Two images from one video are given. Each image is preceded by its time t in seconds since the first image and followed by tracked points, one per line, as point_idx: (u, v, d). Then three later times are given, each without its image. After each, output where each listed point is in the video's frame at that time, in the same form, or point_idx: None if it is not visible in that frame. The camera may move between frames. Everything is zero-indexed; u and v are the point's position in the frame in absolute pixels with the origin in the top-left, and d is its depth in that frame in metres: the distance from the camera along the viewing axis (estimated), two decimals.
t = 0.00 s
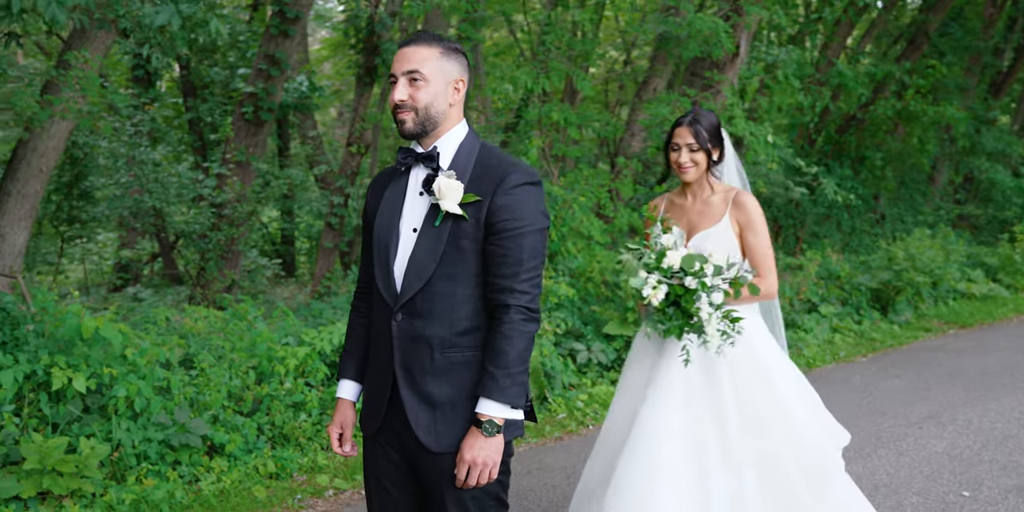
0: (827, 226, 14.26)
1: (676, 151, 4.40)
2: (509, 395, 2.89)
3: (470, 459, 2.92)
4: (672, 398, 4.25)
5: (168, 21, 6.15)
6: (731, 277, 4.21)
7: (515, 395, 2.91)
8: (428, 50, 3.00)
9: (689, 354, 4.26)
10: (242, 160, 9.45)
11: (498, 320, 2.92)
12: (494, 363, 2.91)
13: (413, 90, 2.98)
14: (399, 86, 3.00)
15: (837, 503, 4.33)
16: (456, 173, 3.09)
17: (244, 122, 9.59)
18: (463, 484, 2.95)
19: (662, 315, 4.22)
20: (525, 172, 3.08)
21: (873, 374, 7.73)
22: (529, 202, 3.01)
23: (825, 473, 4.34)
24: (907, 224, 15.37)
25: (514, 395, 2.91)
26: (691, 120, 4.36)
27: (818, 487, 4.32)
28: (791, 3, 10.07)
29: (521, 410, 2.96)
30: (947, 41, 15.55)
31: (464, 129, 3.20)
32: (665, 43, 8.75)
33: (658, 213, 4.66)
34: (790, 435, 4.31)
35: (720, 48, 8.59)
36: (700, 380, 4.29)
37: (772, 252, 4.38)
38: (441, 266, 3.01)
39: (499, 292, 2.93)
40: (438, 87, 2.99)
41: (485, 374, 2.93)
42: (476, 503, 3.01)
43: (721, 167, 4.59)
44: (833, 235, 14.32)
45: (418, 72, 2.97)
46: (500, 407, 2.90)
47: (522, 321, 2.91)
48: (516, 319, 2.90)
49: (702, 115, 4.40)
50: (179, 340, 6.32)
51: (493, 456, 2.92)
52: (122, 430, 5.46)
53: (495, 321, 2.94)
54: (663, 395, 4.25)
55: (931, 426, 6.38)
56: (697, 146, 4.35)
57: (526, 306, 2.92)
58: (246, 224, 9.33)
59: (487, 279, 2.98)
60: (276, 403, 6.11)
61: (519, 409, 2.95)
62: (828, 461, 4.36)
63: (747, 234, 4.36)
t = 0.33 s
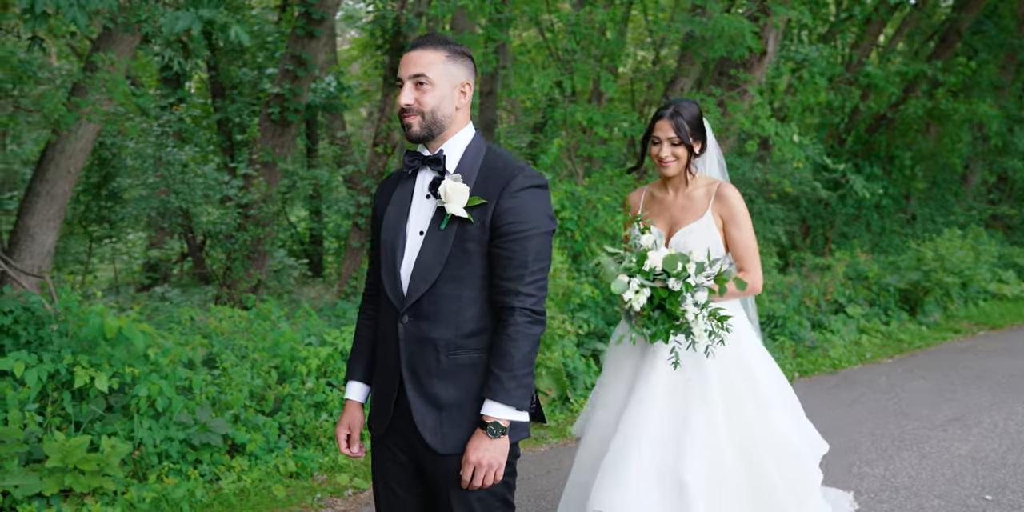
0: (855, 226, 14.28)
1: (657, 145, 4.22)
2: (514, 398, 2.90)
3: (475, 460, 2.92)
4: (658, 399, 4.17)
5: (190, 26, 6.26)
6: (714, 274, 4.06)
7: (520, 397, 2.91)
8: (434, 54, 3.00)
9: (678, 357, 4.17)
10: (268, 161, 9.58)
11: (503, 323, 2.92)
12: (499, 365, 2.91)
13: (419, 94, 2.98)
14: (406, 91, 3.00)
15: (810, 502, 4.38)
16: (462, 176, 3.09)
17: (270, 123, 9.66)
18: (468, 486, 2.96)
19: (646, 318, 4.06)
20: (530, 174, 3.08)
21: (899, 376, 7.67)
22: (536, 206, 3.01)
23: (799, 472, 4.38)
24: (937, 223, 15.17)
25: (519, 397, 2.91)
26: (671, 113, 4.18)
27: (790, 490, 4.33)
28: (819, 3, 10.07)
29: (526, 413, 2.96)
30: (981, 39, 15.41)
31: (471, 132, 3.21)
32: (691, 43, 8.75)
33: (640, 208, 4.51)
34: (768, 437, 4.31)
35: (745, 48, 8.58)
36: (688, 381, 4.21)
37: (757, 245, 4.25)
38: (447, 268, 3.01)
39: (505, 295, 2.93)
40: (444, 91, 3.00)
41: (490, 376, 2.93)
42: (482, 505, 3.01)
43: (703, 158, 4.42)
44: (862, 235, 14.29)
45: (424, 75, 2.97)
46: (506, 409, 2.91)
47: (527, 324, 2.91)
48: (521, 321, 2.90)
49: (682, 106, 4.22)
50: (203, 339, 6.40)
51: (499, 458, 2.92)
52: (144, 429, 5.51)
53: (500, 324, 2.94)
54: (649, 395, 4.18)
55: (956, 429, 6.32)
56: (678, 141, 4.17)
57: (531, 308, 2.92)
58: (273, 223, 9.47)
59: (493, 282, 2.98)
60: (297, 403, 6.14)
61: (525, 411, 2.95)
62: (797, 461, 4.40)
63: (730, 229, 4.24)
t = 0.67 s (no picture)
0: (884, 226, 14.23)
1: (652, 149, 4.16)
2: (518, 399, 2.90)
3: (480, 460, 2.92)
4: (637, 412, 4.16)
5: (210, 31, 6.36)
6: (704, 284, 3.97)
7: (525, 398, 2.91)
8: (440, 57, 3.00)
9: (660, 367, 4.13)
10: (293, 161, 9.66)
11: (508, 324, 2.91)
12: (503, 366, 2.91)
13: (425, 97, 2.98)
14: (412, 93, 2.99)
15: None
16: (467, 178, 3.08)
17: (296, 123, 9.77)
18: (473, 486, 2.96)
19: (629, 329, 4.01)
20: (535, 176, 3.07)
21: (924, 377, 7.61)
22: (540, 208, 3.00)
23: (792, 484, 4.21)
24: (969, 225, 15.09)
25: (524, 398, 2.91)
26: (665, 116, 4.10)
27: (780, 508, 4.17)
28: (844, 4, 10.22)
29: (531, 414, 2.96)
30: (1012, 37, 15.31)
31: (477, 134, 3.19)
32: (716, 43, 9.03)
33: (636, 212, 4.47)
34: (755, 452, 4.18)
35: (768, 47, 8.84)
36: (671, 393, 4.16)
37: (755, 252, 4.13)
38: (452, 270, 3.01)
39: (510, 296, 2.92)
40: (449, 93, 2.99)
41: (495, 378, 2.93)
42: (488, 505, 3.00)
43: (700, 159, 4.35)
44: (891, 236, 14.24)
45: (429, 78, 2.97)
46: (510, 410, 2.91)
47: (531, 326, 2.90)
48: (525, 323, 2.89)
49: (678, 108, 4.14)
50: (225, 339, 6.45)
51: (504, 459, 2.92)
52: (165, 428, 5.56)
53: (505, 325, 2.93)
54: (631, 407, 4.18)
55: (981, 432, 6.25)
56: (673, 145, 4.10)
57: (536, 310, 2.92)
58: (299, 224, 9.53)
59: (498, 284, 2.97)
60: (318, 402, 6.19)
61: (529, 412, 2.95)
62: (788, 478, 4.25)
63: (725, 234, 4.14)
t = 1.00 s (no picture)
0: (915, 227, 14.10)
1: (645, 146, 4.15)
2: (522, 399, 2.88)
3: (484, 460, 2.91)
4: (622, 414, 4.16)
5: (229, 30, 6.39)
6: (687, 285, 3.88)
7: (529, 398, 2.89)
8: (445, 57, 2.98)
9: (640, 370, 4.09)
10: (319, 162, 9.76)
11: (512, 324, 2.90)
12: (508, 366, 2.89)
13: (429, 98, 2.96)
14: (417, 93, 2.98)
15: None
16: (472, 178, 3.06)
17: (322, 123, 9.85)
18: (478, 486, 2.94)
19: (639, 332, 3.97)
20: (540, 176, 3.05)
21: (951, 380, 7.54)
22: (544, 208, 2.97)
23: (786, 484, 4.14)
24: (1001, 226, 14.82)
25: (528, 398, 2.89)
26: (660, 111, 4.10)
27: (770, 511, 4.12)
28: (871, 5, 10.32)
29: (536, 413, 2.94)
30: None
31: (483, 134, 3.15)
32: (743, 44, 9.06)
33: (630, 212, 4.45)
34: (743, 457, 4.12)
35: (792, 47, 8.87)
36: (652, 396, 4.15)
37: (748, 257, 4.08)
38: (457, 270, 2.99)
39: (514, 296, 2.91)
40: (453, 95, 2.97)
41: (500, 377, 2.91)
42: (492, 505, 2.98)
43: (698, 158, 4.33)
44: (922, 237, 14.12)
45: (434, 79, 2.95)
46: (514, 410, 2.89)
47: (535, 326, 2.89)
48: (529, 323, 2.88)
49: (674, 105, 4.13)
50: (247, 338, 6.49)
51: (508, 459, 2.91)
52: (186, 427, 5.60)
53: (509, 325, 2.92)
54: (619, 410, 4.17)
55: (1006, 436, 6.17)
56: (666, 142, 4.09)
57: (539, 310, 2.90)
58: (325, 224, 9.69)
59: (502, 284, 2.95)
60: (339, 402, 6.24)
61: (533, 412, 2.93)
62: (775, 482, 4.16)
63: (719, 237, 4.10)
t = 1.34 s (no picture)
0: (945, 228, 13.96)
1: (634, 140, 4.12)
2: (527, 398, 2.86)
3: (487, 459, 2.88)
4: (625, 412, 4.08)
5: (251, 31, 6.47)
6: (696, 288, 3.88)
7: (533, 397, 2.87)
8: (452, 57, 2.96)
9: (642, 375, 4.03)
10: (342, 161, 9.79)
11: (516, 324, 2.88)
12: (512, 365, 2.87)
13: (436, 98, 2.95)
14: (424, 94, 2.97)
15: None
16: (478, 177, 3.04)
17: (346, 124, 9.88)
18: (483, 484, 2.92)
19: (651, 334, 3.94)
20: (548, 176, 3.03)
21: (977, 383, 7.47)
22: (550, 206, 2.95)
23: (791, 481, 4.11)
24: None
25: (532, 397, 2.87)
26: (648, 104, 4.06)
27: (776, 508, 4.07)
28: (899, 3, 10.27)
29: (540, 413, 2.90)
30: None
31: (489, 134, 3.13)
32: (765, 44, 9.12)
33: (629, 208, 4.44)
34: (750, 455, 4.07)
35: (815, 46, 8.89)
36: (650, 400, 4.09)
37: (749, 247, 4.07)
38: (463, 269, 2.98)
39: (518, 296, 2.89)
40: (461, 94, 2.95)
41: (504, 376, 2.89)
42: (497, 503, 2.96)
43: (690, 149, 4.30)
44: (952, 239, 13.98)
45: (440, 79, 2.94)
46: (519, 409, 2.86)
47: (540, 324, 2.86)
48: (533, 322, 2.85)
49: (663, 96, 4.09)
50: (268, 338, 6.55)
51: (512, 457, 2.88)
52: (206, 425, 5.65)
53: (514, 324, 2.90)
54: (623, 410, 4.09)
55: None
56: (654, 134, 4.05)
57: (544, 309, 2.87)
58: (348, 224, 9.67)
59: (509, 283, 2.93)
60: (358, 401, 6.28)
61: (539, 411, 2.90)
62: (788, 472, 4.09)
63: (719, 230, 4.08)
